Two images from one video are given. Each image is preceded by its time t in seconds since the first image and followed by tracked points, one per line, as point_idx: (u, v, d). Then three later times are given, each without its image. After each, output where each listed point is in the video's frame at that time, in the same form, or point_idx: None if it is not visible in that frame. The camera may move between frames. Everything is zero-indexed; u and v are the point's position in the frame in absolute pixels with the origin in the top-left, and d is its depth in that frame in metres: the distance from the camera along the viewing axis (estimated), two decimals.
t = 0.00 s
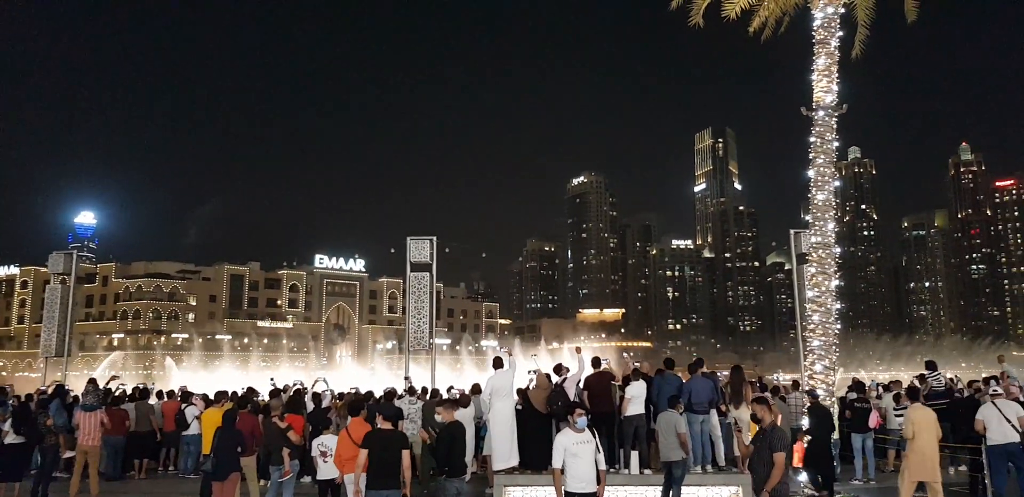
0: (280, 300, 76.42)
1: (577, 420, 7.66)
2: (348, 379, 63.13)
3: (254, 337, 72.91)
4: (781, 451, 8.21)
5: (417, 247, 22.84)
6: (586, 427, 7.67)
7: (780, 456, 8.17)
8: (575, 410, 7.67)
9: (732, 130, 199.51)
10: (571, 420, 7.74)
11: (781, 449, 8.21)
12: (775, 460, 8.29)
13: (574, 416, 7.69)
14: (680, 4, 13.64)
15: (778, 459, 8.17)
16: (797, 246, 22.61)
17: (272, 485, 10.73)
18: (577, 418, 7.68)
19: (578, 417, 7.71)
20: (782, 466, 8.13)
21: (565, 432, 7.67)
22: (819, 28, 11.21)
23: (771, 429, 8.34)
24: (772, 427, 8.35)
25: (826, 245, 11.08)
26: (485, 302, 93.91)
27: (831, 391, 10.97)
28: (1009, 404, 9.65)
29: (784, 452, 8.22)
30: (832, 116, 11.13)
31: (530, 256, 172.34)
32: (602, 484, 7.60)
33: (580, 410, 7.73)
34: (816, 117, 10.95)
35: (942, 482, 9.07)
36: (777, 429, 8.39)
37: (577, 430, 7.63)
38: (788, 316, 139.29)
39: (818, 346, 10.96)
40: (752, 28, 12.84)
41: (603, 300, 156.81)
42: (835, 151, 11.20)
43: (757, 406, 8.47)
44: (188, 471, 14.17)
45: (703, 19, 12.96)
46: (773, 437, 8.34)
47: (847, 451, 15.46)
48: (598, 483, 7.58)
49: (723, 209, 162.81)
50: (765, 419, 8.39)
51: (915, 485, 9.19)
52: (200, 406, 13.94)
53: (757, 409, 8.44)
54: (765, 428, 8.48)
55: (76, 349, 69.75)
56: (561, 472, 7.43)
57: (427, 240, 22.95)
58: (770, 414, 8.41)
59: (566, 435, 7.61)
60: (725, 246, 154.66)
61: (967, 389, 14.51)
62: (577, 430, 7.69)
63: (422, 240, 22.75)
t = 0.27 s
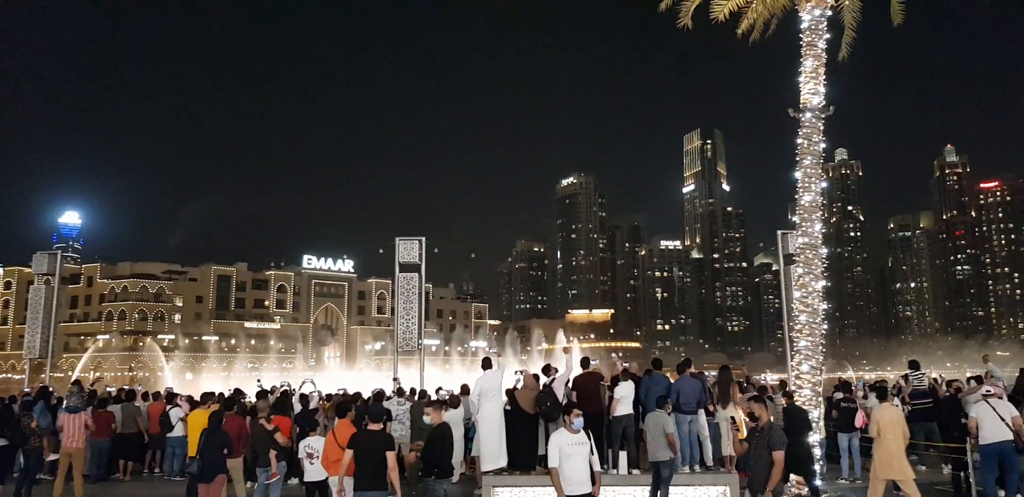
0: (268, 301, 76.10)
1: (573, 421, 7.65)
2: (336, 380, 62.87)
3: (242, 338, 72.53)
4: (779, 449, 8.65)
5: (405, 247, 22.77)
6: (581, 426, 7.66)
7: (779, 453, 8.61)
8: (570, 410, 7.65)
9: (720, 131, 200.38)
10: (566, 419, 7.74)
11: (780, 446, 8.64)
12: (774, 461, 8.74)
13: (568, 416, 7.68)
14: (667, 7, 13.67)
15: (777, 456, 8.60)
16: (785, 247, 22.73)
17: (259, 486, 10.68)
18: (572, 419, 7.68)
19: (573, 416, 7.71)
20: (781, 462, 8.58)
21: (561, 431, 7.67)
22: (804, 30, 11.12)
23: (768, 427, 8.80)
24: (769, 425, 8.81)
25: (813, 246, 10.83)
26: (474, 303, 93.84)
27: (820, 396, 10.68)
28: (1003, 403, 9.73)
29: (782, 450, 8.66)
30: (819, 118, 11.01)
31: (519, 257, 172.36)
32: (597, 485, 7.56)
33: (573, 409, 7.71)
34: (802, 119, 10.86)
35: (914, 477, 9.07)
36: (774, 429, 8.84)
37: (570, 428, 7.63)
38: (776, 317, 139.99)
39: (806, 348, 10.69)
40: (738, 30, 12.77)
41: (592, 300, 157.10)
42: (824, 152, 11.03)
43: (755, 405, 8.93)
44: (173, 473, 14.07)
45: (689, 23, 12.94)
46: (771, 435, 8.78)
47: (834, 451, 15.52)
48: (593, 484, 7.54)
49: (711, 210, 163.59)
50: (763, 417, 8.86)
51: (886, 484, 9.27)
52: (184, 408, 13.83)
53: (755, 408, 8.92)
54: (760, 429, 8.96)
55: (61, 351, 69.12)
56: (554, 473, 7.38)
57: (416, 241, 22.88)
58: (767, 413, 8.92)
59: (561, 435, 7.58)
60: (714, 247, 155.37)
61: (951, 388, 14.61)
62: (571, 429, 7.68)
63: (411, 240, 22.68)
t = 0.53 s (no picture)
0: (260, 303, 75.91)
1: (576, 428, 7.70)
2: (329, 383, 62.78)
3: (234, 340, 72.48)
4: (777, 451, 8.85)
5: (397, 249, 22.88)
6: (583, 434, 7.70)
7: (776, 455, 8.81)
8: (575, 417, 7.68)
9: (712, 134, 201.08)
10: (570, 426, 7.77)
11: (776, 448, 8.88)
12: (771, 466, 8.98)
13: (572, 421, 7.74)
14: (661, 10, 13.81)
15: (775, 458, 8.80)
16: (777, 250, 22.95)
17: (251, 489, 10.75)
18: (576, 425, 7.72)
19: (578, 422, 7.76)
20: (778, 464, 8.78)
21: (563, 440, 7.72)
22: (796, 33, 11.18)
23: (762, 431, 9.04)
24: (763, 430, 9.04)
25: (804, 247, 10.83)
26: (466, 305, 93.84)
27: (813, 399, 10.66)
28: (1004, 405, 9.82)
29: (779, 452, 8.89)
30: (811, 120, 11.04)
31: (512, 259, 172.32)
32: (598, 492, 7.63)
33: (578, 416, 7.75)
34: (793, 122, 10.89)
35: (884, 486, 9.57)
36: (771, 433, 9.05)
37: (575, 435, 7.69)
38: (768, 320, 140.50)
39: (798, 349, 10.69)
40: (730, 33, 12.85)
41: (584, 303, 157.29)
42: (814, 155, 11.07)
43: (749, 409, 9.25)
44: (165, 476, 14.09)
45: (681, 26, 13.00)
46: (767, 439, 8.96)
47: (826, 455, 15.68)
48: (594, 492, 7.61)
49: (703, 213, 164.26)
50: (756, 421, 9.15)
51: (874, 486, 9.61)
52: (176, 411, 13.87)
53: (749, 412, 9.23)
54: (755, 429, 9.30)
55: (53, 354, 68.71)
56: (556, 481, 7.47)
57: (408, 243, 23.00)
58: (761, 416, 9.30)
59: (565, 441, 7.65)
60: (706, 249, 155.88)
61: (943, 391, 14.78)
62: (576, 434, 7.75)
63: (403, 242, 22.81)
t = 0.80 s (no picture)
0: (268, 307, 76.26)
1: (599, 428, 7.72)
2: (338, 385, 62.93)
3: (242, 343, 72.94)
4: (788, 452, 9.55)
5: (403, 252, 22.97)
6: (606, 435, 7.71)
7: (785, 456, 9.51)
8: (598, 417, 7.70)
9: (718, 134, 200.71)
10: (591, 427, 7.79)
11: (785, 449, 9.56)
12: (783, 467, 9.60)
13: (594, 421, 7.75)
14: (665, 9, 13.79)
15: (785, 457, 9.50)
16: (786, 250, 22.93)
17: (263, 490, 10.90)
18: (598, 426, 7.73)
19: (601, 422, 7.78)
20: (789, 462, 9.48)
21: (584, 441, 7.71)
22: (803, 33, 11.10)
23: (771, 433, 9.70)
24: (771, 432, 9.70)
25: (814, 248, 10.67)
26: (472, 308, 93.85)
27: (824, 401, 10.47)
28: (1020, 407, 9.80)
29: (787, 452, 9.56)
30: (820, 119, 10.88)
31: (517, 262, 172.31)
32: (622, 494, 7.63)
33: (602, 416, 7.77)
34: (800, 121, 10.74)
35: (888, 477, 9.92)
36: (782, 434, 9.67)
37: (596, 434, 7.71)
38: (776, 321, 139.90)
39: (809, 350, 10.51)
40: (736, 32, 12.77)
41: (591, 304, 157.16)
42: (824, 153, 10.90)
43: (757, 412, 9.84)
44: (178, 476, 14.30)
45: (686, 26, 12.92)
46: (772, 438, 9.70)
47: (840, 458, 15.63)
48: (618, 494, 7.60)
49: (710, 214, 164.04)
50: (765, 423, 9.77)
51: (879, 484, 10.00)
52: (186, 413, 14.08)
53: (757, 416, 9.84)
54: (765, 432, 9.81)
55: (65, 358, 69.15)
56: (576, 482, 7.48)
57: (413, 245, 23.07)
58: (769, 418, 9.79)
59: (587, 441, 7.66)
60: (713, 250, 155.64)
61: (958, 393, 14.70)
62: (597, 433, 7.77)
63: (408, 245, 22.88)
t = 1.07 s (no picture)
0: (303, 306, 77.45)
1: (643, 430, 7.61)
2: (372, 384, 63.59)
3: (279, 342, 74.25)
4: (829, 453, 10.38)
5: (436, 252, 23.17)
6: (651, 437, 7.60)
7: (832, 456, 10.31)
8: (642, 418, 7.60)
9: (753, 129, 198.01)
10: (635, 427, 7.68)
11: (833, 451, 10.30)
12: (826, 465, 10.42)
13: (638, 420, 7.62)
14: (697, 4, 13.55)
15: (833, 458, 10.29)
16: (825, 246, 22.46)
17: (301, 488, 10.98)
18: (643, 427, 7.62)
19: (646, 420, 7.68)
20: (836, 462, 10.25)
21: (629, 442, 7.60)
22: (840, 25, 10.73)
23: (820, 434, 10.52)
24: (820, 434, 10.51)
25: (853, 245, 10.32)
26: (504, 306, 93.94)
27: (866, 401, 10.10)
28: None
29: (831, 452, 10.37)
30: (859, 112, 10.50)
31: (550, 260, 172.17)
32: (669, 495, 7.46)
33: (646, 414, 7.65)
34: (838, 114, 10.38)
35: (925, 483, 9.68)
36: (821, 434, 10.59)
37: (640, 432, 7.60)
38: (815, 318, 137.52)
39: (849, 348, 10.14)
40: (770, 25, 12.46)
41: (624, 303, 156.37)
42: (863, 148, 10.53)
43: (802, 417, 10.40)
44: (218, 474, 14.50)
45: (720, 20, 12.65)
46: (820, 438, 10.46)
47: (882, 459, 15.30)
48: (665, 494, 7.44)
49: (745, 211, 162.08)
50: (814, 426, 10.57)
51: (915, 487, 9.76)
52: (227, 412, 14.26)
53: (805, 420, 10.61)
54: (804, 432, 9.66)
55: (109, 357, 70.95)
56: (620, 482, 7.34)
57: (446, 245, 23.27)
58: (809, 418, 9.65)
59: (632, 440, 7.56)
60: (748, 247, 153.68)
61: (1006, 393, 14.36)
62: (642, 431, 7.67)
63: (441, 244, 23.11)
